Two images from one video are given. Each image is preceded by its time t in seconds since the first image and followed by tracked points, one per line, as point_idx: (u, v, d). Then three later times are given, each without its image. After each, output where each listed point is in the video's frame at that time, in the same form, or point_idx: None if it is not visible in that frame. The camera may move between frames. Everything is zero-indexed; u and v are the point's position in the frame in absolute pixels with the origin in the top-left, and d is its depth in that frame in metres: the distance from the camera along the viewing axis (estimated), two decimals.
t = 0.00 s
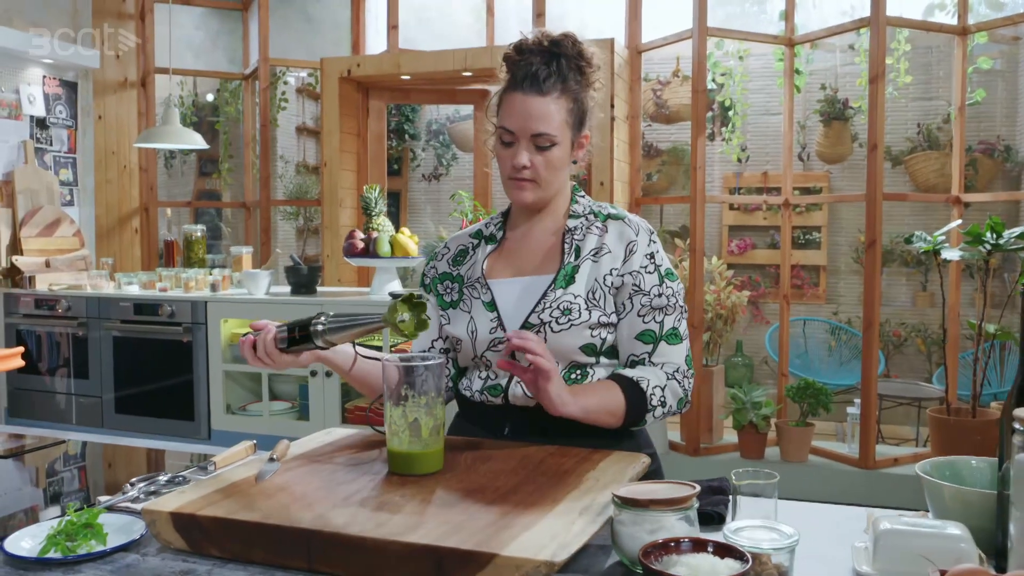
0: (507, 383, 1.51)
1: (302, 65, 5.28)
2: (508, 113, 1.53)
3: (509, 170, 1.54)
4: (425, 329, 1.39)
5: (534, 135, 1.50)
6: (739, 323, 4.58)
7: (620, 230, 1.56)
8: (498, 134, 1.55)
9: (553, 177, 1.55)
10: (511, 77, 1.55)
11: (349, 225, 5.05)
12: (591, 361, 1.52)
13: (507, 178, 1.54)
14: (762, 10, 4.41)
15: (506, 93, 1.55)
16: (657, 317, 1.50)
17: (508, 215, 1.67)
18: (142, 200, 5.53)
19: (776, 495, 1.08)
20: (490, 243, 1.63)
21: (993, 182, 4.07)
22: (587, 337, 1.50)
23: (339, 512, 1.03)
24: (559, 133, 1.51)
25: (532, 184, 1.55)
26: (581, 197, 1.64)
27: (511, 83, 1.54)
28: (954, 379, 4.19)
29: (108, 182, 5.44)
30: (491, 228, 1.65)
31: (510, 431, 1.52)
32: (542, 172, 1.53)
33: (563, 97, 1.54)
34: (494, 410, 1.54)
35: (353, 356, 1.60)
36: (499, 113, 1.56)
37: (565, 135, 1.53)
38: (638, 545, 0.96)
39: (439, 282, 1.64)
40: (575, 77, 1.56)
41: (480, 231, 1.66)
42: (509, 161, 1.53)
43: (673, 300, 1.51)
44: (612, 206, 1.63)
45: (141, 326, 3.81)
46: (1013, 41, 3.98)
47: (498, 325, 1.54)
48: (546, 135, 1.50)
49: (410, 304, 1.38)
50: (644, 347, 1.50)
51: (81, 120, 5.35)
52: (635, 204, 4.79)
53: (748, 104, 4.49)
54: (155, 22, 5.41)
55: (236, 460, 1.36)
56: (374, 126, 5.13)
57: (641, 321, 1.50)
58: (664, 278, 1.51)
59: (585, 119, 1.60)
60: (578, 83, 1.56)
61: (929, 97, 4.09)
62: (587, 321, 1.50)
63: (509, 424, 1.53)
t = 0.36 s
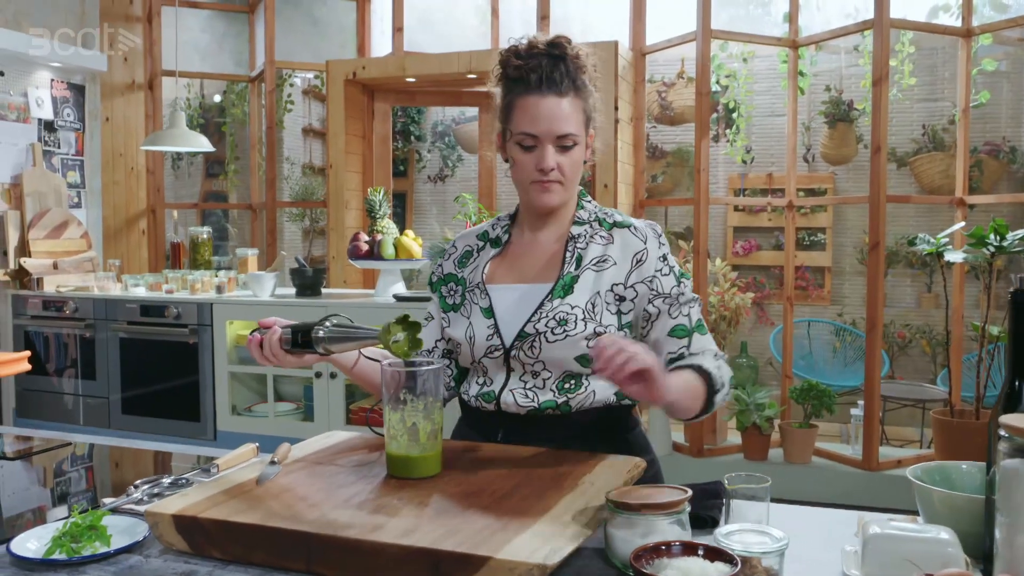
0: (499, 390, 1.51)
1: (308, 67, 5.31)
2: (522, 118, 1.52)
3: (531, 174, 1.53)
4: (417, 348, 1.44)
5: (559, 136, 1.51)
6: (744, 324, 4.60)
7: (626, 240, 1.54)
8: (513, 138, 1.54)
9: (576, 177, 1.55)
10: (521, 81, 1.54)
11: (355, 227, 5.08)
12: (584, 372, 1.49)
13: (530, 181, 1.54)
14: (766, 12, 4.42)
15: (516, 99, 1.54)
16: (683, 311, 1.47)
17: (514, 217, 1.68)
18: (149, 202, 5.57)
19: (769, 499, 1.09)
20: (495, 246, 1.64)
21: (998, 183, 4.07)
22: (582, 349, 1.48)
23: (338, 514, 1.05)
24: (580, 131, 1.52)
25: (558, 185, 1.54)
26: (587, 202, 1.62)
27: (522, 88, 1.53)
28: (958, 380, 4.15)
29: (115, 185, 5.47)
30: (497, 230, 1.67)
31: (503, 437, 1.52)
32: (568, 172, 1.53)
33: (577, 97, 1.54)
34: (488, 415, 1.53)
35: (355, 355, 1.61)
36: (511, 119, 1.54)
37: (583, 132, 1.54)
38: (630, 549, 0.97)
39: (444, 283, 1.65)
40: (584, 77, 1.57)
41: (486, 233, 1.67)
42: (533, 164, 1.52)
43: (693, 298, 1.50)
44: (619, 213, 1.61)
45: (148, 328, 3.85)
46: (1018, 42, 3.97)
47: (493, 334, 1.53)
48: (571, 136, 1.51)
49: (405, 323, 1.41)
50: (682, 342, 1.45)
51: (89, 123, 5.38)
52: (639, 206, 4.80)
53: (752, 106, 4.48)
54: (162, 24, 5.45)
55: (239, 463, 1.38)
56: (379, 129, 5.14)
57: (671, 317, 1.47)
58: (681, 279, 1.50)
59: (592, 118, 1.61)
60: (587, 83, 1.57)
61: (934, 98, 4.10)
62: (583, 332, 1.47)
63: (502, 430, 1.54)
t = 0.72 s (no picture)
0: (500, 397, 1.51)
1: (311, 69, 5.34)
2: (533, 120, 1.46)
3: (547, 178, 1.47)
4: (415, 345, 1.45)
5: (572, 138, 1.45)
6: (744, 325, 4.61)
7: (627, 246, 1.44)
8: (525, 140, 1.48)
9: (590, 179, 1.50)
10: (530, 82, 1.48)
11: (357, 228, 5.11)
12: (583, 388, 1.46)
13: (545, 186, 1.47)
14: (766, 14, 4.44)
15: (526, 100, 1.48)
16: (670, 301, 1.29)
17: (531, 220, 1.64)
18: (152, 202, 5.59)
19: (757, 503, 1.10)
20: (508, 250, 1.61)
21: (999, 185, 4.06)
22: (580, 365, 1.43)
23: (333, 516, 1.07)
24: (595, 131, 1.46)
25: (573, 189, 1.48)
26: (601, 206, 1.53)
27: (531, 88, 1.47)
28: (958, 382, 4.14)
29: (118, 186, 5.49)
30: (511, 234, 1.63)
31: (504, 444, 1.52)
32: (582, 175, 1.48)
33: (589, 96, 1.48)
34: (491, 421, 1.54)
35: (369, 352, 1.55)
36: (521, 121, 1.48)
37: (597, 133, 1.49)
38: (620, 551, 0.99)
39: (457, 286, 1.62)
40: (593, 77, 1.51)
41: (504, 235, 1.64)
42: (548, 168, 1.46)
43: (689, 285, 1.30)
44: (634, 217, 1.51)
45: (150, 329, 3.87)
46: (1019, 44, 3.96)
47: (492, 345, 1.50)
48: (585, 136, 1.45)
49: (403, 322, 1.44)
50: (672, 335, 1.25)
51: (92, 125, 5.39)
52: (639, 207, 4.82)
53: (753, 107, 4.50)
54: (165, 26, 5.47)
55: (239, 464, 1.40)
56: (381, 130, 5.15)
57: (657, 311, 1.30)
58: (677, 267, 1.34)
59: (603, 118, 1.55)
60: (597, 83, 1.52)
61: (934, 99, 4.11)
62: (578, 350, 1.42)
63: (504, 436, 1.53)
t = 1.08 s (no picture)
0: (497, 402, 1.54)
1: (312, 69, 5.38)
2: (534, 124, 1.47)
3: (542, 183, 1.49)
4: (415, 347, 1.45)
5: (570, 144, 1.46)
6: (744, 325, 4.64)
7: (625, 257, 1.45)
8: (526, 145, 1.49)
9: (588, 187, 1.50)
10: (535, 85, 1.49)
11: (358, 228, 5.13)
12: (579, 398, 1.48)
13: (541, 192, 1.49)
14: (765, 15, 4.46)
15: (529, 103, 1.49)
16: (668, 316, 1.29)
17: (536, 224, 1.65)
18: (154, 202, 5.62)
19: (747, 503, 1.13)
20: (511, 255, 1.63)
21: (998, 186, 4.07)
22: (575, 375, 1.46)
23: (332, 515, 1.09)
24: (593, 140, 1.47)
25: (569, 196, 1.49)
26: (603, 212, 1.54)
27: (535, 92, 1.49)
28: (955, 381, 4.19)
29: (121, 186, 5.49)
30: (517, 237, 1.65)
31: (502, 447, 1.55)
32: (578, 183, 1.48)
33: (592, 104, 1.49)
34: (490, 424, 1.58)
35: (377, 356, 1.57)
36: (524, 124, 1.50)
37: (598, 141, 1.49)
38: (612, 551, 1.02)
39: (462, 288, 1.65)
40: (600, 84, 1.51)
41: (509, 239, 1.66)
42: (544, 173, 1.48)
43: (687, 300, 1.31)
44: (634, 225, 1.51)
45: (153, 329, 3.90)
46: (1018, 45, 3.96)
47: (489, 351, 1.53)
48: (582, 144, 1.46)
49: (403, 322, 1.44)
50: (670, 350, 1.26)
51: (95, 126, 5.34)
52: (639, 208, 4.84)
53: (753, 108, 4.51)
54: (167, 27, 5.50)
55: (240, 464, 1.42)
56: (382, 130, 5.18)
57: (654, 326, 1.30)
58: (675, 280, 1.34)
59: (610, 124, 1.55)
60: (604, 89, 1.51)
61: (934, 99, 4.12)
62: (572, 360, 1.44)
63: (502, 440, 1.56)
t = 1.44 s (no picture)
0: (502, 399, 1.57)
1: (320, 70, 5.42)
2: (531, 129, 1.50)
3: (536, 187, 1.51)
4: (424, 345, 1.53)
5: (563, 149, 1.48)
6: (750, 324, 4.66)
7: (629, 256, 1.50)
8: (523, 149, 1.52)
9: (583, 192, 1.52)
10: (534, 92, 1.52)
11: (365, 229, 5.16)
12: (582, 393, 1.51)
13: (535, 195, 1.51)
14: (770, 16, 4.48)
15: (528, 109, 1.52)
16: (674, 307, 1.36)
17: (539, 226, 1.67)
18: (163, 203, 5.65)
19: (747, 499, 1.16)
20: (514, 256, 1.65)
21: (1004, 187, 4.06)
22: (580, 370, 1.48)
23: (341, 511, 1.12)
24: (587, 146, 1.48)
25: (563, 199, 1.51)
26: (605, 215, 1.57)
27: (533, 99, 1.52)
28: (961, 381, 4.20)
29: (131, 187, 5.53)
30: (519, 239, 1.66)
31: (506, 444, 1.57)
32: (572, 187, 1.50)
33: (588, 110, 1.50)
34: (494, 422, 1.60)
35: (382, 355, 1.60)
36: (522, 129, 1.53)
37: (593, 147, 1.51)
38: (614, 545, 1.04)
39: (465, 289, 1.67)
40: (597, 91, 1.53)
41: (511, 241, 1.68)
42: (538, 177, 1.50)
43: (691, 294, 1.38)
44: (636, 227, 1.55)
45: (162, 328, 3.94)
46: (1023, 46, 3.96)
47: (495, 350, 1.55)
48: (575, 149, 1.48)
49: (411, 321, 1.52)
50: (675, 339, 1.34)
51: (105, 127, 5.41)
52: (645, 208, 4.87)
53: (758, 108, 4.53)
54: (177, 29, 5.53)
55: (251, 461, 1.45)
56: (389, 131, 5.20)
57: (660, 318, 1.38)
58: (679, 275, 1.41)
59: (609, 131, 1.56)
60: (602, 96, 1.53)
61: (940, 100, 4.12)
62: (578, 355, 1.47)
63: (506, 437, 1.58)
